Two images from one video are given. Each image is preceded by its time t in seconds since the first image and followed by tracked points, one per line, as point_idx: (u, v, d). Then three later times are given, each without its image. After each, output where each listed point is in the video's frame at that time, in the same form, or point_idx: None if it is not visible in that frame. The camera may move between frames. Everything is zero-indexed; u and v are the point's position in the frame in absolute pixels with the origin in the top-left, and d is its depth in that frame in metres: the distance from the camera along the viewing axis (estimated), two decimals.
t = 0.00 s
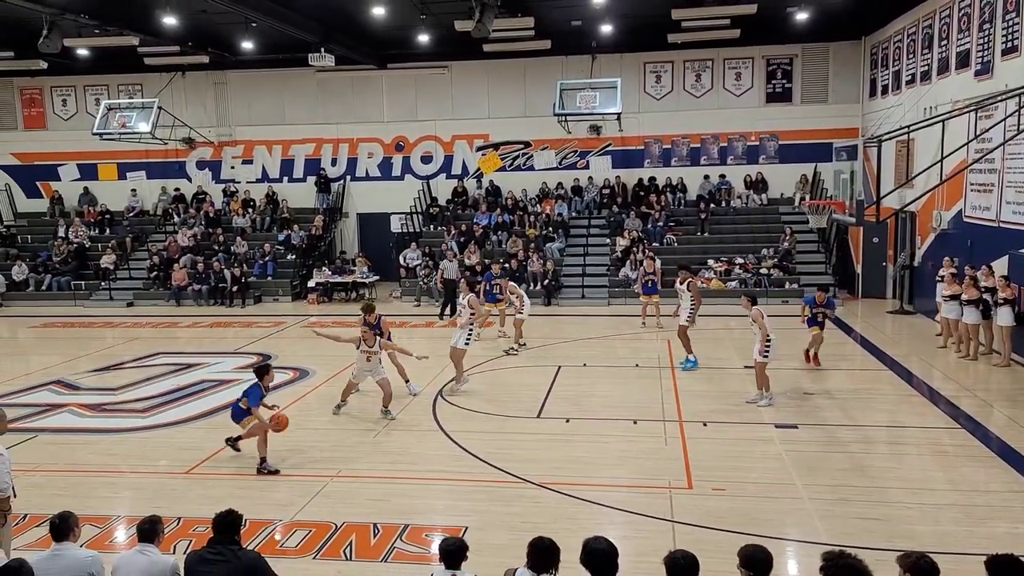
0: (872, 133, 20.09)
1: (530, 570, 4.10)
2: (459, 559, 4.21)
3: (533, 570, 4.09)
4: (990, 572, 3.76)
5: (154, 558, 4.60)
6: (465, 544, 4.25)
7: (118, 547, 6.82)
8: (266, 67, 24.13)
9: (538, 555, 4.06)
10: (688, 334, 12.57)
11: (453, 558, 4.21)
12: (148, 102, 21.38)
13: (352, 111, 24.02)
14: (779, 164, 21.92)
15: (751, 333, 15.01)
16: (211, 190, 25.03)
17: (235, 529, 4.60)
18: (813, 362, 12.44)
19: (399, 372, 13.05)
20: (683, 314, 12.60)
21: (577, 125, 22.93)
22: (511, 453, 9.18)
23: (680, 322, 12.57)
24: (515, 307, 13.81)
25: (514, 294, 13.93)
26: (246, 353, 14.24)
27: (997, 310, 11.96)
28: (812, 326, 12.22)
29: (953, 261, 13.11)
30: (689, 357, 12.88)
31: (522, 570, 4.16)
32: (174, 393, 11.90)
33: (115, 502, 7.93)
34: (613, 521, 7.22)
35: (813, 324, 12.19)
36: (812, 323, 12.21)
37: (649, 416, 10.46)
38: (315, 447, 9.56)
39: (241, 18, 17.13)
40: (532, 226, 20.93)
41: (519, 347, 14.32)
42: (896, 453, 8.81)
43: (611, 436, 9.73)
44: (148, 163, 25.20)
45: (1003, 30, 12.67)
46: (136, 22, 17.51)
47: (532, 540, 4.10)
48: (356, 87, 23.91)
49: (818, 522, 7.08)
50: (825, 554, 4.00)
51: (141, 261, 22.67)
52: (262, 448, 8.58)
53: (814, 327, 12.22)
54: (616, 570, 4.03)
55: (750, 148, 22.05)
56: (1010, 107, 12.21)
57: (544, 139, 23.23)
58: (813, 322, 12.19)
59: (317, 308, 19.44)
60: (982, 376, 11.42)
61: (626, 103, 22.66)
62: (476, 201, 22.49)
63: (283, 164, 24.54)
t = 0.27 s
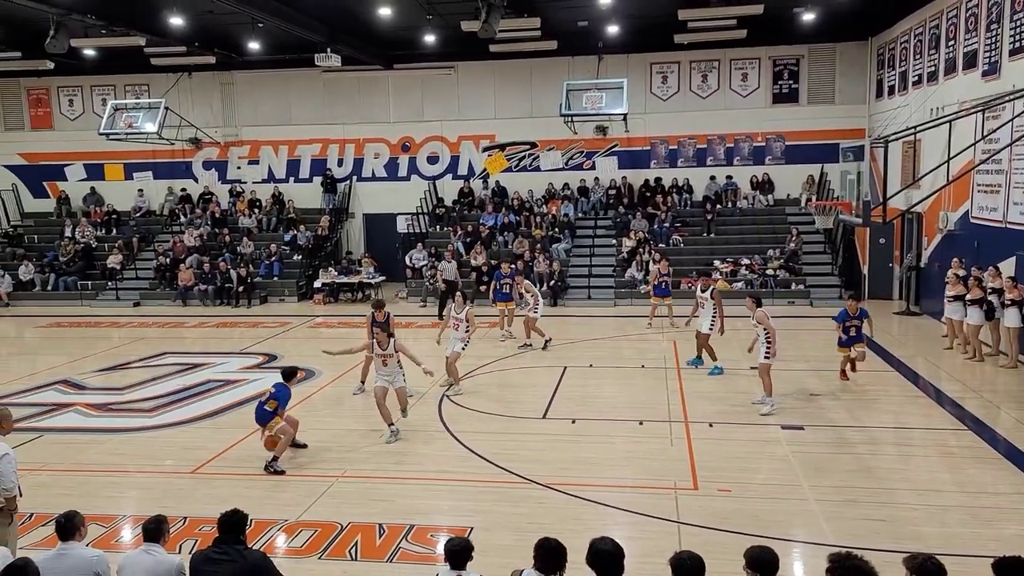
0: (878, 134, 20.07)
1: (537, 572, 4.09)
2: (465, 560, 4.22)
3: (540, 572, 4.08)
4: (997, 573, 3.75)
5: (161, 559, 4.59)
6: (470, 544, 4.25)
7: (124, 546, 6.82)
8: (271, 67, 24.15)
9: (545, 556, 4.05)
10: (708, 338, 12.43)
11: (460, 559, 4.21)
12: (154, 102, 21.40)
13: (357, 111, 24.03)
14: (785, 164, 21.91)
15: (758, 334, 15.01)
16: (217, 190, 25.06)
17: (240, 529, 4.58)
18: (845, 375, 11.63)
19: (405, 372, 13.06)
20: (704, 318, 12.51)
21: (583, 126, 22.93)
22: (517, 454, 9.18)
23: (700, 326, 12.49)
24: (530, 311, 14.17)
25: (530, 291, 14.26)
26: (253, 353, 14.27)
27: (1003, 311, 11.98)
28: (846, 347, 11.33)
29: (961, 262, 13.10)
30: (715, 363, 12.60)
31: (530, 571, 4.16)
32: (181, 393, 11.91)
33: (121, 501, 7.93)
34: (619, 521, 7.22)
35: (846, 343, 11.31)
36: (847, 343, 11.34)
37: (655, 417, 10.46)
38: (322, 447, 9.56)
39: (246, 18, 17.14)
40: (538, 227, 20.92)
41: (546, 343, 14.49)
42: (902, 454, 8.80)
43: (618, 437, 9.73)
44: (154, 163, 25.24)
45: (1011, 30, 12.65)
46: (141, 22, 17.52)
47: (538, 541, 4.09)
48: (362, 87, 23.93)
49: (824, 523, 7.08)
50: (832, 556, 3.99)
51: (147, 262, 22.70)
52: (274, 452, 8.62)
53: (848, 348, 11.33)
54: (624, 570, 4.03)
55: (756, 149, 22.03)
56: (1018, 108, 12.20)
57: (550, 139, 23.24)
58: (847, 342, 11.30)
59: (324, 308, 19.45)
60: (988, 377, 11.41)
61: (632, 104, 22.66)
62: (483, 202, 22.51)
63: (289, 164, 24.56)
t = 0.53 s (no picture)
0: (879, 134, 20.07)
1: (536, 573, 4.08)
2: (465, 561, 4.21)
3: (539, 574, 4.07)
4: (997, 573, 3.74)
5: (162, 561, 4.58)
6: (471, 545, 4.25)
7: (125, 547, 6.82)
8: (272, 68, 24.15)
9: (543, 557, 4.04)
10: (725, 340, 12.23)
11: (460, 559, 4.21)
12: (155, 103, 21.40)
13: (358, 112, 24.03)
14: (787, 165, 21.92)
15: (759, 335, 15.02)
16: (218, 190, 25.07)
17: (241, 529, 4.58)
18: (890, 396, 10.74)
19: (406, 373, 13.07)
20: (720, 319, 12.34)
21: (584, 126, 22.94)
22: (518, 454, 9.18)
23: (714, 324, 12.29)
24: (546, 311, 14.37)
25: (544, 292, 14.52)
26: (255, 354, 14.28)
27: (1004, 312, 11.97)
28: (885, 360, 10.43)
29: (962, 263, 13.10)
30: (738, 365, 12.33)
31: (530, 572, 4.15)
32: (182, 393, 11.91)
33: (123, 502, 7.93)
34: (620, 522, 7.22)
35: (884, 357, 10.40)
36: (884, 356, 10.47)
37: (656, 418, 10.46)
38: (323, 448, 9.56)
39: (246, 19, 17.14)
40: (539, 227, 20.93)
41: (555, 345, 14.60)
42: (903, 455, 8.80)
43: (619, 437, 9.73)
44: (156, 164, 25.24)
45: (1012, 31, 12.66)
46: (142, 23, 17.52)
47: (537, 542, 4.07)
48: (363, 87, 23.93)
49: (825, 524, 7.07)
50: (833, 556, 3.99)
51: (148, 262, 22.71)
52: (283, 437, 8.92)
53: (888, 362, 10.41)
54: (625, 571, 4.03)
55: (757, 149, 22.04)
56: (1019, 109, 12.20)
57: (551, 140, 23.24)
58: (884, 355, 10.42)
59: (325, 309, 19.46)
60: (990, 377, 11.40)
61: (632, 104, 22.66)
62: (484, 203, 22.51)
63: (290, 165, 24.57)
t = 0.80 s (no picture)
0: (879, 135, 20.07)
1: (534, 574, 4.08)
2: (465, 562, 4.21)
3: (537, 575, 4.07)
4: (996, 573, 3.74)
5: (163, 561, 4.58)
6: (472, 545, 4.25)
7: (125, 547, 6.82)
8: (273, 68, 24.14)
9: (540, 558, 4.04)
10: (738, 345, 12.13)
11: (461, 560, 4.21)
12: (155, 103, 21.40)
13: (359, 112, 24.03)
14: (787, 165, 21.92)
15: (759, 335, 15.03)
16: (218, 191, 25.07)
17: (242, 529, 4.58)
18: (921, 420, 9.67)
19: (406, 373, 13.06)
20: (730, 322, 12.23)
21: (585, 126, 22.94)
22: (518, 455, 9.18)
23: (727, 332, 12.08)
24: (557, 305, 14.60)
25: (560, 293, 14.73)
26: (255, 354, 14.29)
27: (1004, 312, 11.97)
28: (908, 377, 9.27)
29: (962, 263, 13.10)
30: (752, 370, 12.22)
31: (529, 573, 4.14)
32: (182, 394, 11.91)
33: (123, 502, 7.93)
34: (620, 522, 7.22)
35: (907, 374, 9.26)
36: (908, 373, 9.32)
37: (657, 418, 10.47)
38: (323, 448, 9.57)
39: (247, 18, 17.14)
40: (539, 228, 20.94)
41: (556, 344, 14.65)
42: (903, 455, 8.80)
43: (620, 438, 9.73)
44: (156, 164, 25.23)
45: (1013, 32, 12.66)
46: (142, 22, 17.51)
47: (534, 542, 4.07)
48: (363, 87, 23.92)
49: (825, 524, 7.07)
50: (832, 557, 3.99)
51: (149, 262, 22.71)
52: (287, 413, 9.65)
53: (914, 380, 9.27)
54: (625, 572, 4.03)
55: (757, 150, 22.04)
56: (1020, 109, 12.20)
57: (552, 140, 23.24)
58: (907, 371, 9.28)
59: (325, 309, 19.46)
60: (990, 378, 11.41)
61: (633, 104, 22.67)
62: (484, 203, 22.51)
63: (291, 165, 24.57)
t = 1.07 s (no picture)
0: (879, 134, 20.06)
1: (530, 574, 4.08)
2: (465, 562, 4.21)
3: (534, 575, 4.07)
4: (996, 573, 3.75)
5: (162, 561, 4.58)
6: (471, 545, 4.25)
7: (125, 547, 6.82)
8: (272, 68, 24.14)
9: (537, 557, 4.04)
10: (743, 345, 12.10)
11: (460, 560, 4.21)
12: (155, 102, 21.39)
13: (358, 112, 24.03)
14: (786, 165, 21.92)
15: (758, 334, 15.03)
16: (218, 190, 25.07)
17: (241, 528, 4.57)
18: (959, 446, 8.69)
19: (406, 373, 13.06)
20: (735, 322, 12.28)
21: (584, 126, 22.94)
22: (517, 454, 9.18)
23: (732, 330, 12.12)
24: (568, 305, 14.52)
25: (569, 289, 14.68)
26: (255, 354, 14.29)
27: (1003, 312, 11.96)
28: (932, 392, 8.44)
29: (961, 262, 13.09)
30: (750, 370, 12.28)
31: (526, 573, 4.14)
32: (182, 394, 11.91)
33: (123, 502, 7.93)
34: (620, 522, 7.22)
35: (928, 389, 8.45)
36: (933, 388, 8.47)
37: (656, 418, 10.47)
38: (323, 448, 9.57)
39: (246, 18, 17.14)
40: (539, 227, 20.94)
41: (554, 344, 14.65)
42: (903, 455, 8.80)
43: (619, 437, 9.73)
44: (156, 164, 25.23)
45: (1012, 31, 12.65)
46: (142, 22, 17.53)
47: (530, 542, 4.08)
48: (363, 87, 23.92)
49: (824, 524, 7.07)
50: (831, 557, 4.00)
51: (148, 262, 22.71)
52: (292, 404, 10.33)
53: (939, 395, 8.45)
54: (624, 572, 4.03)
55: (757, 149, 22.03)
56: (1019, 109, 12.18)
57: (551, 140, 23.24)
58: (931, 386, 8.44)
59: (325, 309, 19.48)
60: (990, 377, 11.40)
61: (632, 104, 22.67)
62: (483, 203, 22.51)
63: (290, 165, 24.56)
